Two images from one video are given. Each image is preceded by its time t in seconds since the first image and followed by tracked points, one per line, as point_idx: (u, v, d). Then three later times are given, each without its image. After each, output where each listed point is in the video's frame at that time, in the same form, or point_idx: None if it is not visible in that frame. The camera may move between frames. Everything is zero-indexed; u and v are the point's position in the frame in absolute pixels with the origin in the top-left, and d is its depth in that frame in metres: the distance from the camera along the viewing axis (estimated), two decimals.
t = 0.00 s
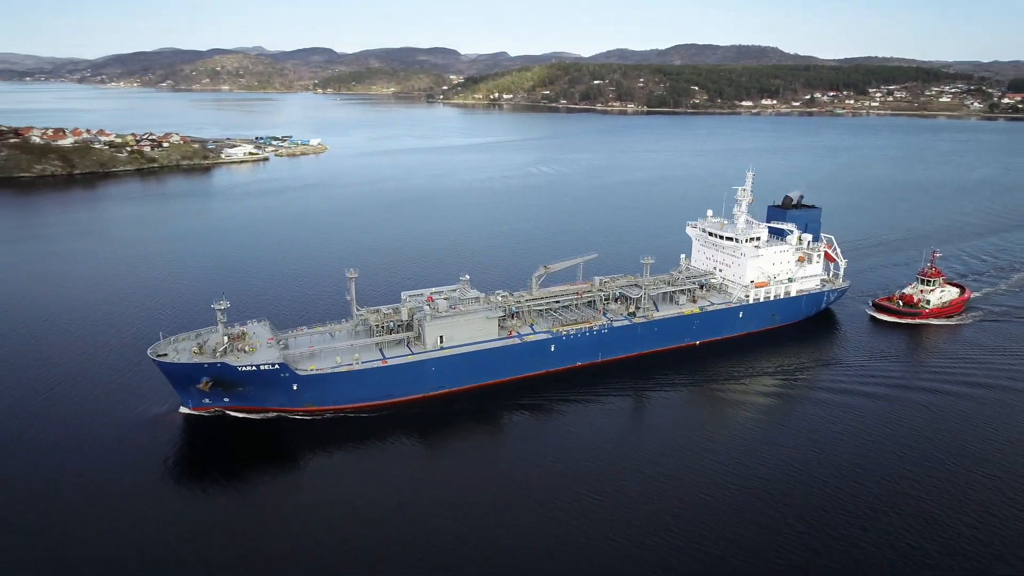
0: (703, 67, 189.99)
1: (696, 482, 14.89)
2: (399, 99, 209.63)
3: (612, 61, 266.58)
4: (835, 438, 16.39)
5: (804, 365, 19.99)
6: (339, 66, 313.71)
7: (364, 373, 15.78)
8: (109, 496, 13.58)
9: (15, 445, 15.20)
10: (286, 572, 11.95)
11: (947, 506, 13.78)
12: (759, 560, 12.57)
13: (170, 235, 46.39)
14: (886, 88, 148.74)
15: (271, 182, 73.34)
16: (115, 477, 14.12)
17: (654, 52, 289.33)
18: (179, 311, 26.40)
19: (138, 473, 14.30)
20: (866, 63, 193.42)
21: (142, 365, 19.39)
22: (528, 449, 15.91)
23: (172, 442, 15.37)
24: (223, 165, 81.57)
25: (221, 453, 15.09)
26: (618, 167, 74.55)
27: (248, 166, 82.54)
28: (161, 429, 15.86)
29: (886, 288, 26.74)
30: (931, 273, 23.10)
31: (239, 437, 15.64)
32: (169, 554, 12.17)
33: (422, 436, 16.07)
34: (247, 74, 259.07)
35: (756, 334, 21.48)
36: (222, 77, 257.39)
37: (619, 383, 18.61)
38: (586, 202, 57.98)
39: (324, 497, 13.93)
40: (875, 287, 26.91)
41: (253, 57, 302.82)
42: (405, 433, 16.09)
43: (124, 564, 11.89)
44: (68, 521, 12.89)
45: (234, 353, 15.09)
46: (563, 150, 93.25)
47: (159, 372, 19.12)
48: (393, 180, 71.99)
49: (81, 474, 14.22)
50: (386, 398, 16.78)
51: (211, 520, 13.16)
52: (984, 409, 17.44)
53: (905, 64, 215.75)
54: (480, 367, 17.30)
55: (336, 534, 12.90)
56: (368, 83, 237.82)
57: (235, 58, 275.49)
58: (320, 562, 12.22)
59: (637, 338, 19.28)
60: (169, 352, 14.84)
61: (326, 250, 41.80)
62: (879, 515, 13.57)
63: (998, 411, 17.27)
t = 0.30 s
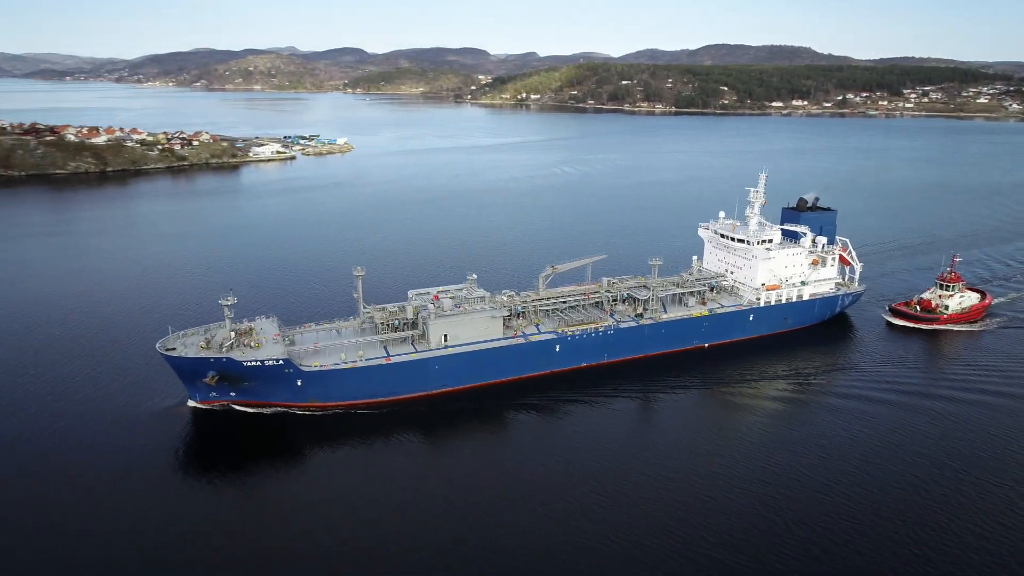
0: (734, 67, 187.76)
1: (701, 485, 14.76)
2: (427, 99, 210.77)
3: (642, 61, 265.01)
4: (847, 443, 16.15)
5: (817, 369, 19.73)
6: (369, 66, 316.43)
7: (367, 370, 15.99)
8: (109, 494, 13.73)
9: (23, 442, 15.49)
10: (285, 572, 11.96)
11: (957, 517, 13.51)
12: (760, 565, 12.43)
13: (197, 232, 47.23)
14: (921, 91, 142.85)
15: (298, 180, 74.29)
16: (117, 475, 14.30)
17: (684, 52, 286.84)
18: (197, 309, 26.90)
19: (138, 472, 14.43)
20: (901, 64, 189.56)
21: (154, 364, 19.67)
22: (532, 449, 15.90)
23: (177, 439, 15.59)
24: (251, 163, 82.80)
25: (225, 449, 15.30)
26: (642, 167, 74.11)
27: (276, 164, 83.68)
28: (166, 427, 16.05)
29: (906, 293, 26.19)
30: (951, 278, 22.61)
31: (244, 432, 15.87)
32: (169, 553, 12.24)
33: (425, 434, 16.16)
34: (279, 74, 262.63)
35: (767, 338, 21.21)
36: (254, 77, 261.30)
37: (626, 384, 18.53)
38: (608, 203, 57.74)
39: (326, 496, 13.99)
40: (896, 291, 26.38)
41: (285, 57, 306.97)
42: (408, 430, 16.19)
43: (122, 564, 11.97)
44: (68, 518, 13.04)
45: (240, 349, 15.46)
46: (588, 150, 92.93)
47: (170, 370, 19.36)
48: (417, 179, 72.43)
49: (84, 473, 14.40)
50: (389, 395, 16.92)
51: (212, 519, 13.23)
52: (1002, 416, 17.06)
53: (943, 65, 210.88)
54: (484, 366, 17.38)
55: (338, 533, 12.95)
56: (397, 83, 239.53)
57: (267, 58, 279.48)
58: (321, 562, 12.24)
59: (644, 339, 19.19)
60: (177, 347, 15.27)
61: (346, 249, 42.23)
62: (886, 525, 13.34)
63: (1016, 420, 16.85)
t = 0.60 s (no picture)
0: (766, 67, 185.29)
1: (708, 488, 14.65)
2: (456, 99, 211.74)
3: (672, 61, 263.04)
4: (858, 450, 15.92)
5: (831, 374, 19.42)
6: (399, 66, 318.82)
7: (371, 367, 16.20)
8: (115, 491, 13.86)
9: (35, 437, 15.73)
10: (285, 572, 11.97)
11: (969, 530, 13.25)
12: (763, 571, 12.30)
13: (224, 229, 48.04)
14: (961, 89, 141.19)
15: (324, 178, 75.18)
16: (125, 472, 14.44)
17: (716, 52, 284.00)
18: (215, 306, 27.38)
19: (145, 469, 14.56)
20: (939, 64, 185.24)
21: (167, 361, 19.93)
22: (538, 450, 15.89)
23: (185, 435, 15.76)
24: (280, 162, 83.97)
25: (231, 445, 15.48)
26: (667, 168, 73.52)
27: (304, 163, 84.74)
28: (175, 423, 16.22)
29: (929, 298, 25.64)
30: (972, 283, 22.09)
31: (251, 426, 16.12)
32: (172, 550, 12.31)
33: (429, 431, 16.25)
34: (311, 74, 265.86)
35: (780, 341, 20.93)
36: (287, 77, 264.99)
37: (635, 386, 18.42)
38: (631, 204, 57.43)
39: (330, 493, 14.07)
40: (918, 296, 25.84)
41: (318, 57, 310.84)
42: (413, 429, 16.26)
43: (124, 562, 12.03)
44: (74, 515, 13.16)
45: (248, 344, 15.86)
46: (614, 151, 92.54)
47: (182, 368, 19.59)
48: (442, 178, 72.78)
49: (93, 469, 14.55)
50: (395, 393, 17.07)
51: (216, 517, 13.28)
52: (1021, 426, 16.67)
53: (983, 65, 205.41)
54: (489, 366, 17.45)
55: (341, 531, 13.00)
56: (427, 83, 240.95)
57: (300, 58, 283.16)
58: (323, 561, 12.27)
59: (652, 341, 19.09)
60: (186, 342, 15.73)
61: (367, 247, 42.64)
62: (895, 535, 13.13)
63: None
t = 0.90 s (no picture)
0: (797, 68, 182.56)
1: (712, 491, 14.56)
2: (483, 99, 212.18)
3: (701, 61, 260.57)
4: (867, 456, 15.73)
5: (844, 379, 19.14)
6: (427, 65, 320.48)
7: (374, 364, 16.43)
8: (118, 487, 14.07)
9: (42, 433, 15.98)
10: (284, 567, 12.15)
11: (977, 544, 13.02)
12: None
13: (248, 227, 48.65)
14: (999, 91, 137.36)
15: (349, 177, 75.89)
16: (126, 471, 14.58)
17: (746, 52, 280.65)
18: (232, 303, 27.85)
19: (146, 468, 14.68)
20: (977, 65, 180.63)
21: (176, 359, 20.15)
22: (540, 449, 15.91)
23: (189, 433, 15.93)
24: (305, 161, 84.85)
25: (234, 442, 15.65)
26: (692, 169, 72.87)
27: (329, 162, 85.54)
28: (179, 422, 16.38)
29: (949, 303, 25.11)
30: (991, 288, 21.65)
31: (255, 420, 16.37)
32: (171, 551, 12.39)
33: (432, 428, 16.36)
34: (340, 74, 268.18)
35: (790, 344, 20.68)
36: (317, 77, 267.95)
37: (641, 387, 18.34)
38: (652, 205, 57.11)
39: (333, 491, 14.17)
40: (937, 300, 25.36)
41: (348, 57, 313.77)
42: (416, 427, 16.35)
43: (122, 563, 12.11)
44: (73, 515, 13.29)
45: (253, 339, 16.30)
46: (638, 151, 92.00)
47: (192, 365, 19.85)
48: (464, 178, 73.04)
49: (95, 468, 14.71)
50: (398, 390, 17.24)
51: (216, 518, 13.33)
52: None
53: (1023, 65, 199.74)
54: (492, 364, 17.56)
55: (343, 530, 13.06)
56: (454, 83, 241.80)
57: (330, 58, 286.13)
58: (324, 561, 12.32)
59: (657, 342, 19.04)
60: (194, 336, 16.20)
61: (386, 246, 42.90)
62: (901, 545, 12.96)
63: None
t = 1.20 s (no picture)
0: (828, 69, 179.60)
1: (713, 495, 14.47)
2: (510, 99, 212.13)
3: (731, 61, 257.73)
4: (875, 463, 15.51)
5: (854, 383, 18.87)
6: (455, 65, 321.52)
7: (376, 361, 16.73)
8: (124, 476, 14.42)
9: (51, 427, 16.23)
10: (281, 558, 12.32)
11: (982, 556, 12.79)
12: None
13: (270, 225, 49.25)
14: None
15: (372, 176, 76.50)
16: (128, 466, 14.69)
17: (777, 52, 276.78)
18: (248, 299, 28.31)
19: (149, 464, 14.78)
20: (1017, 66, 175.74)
21: (187, 355, 20.41)
22: (542, 448, 15.94)
23: (192, 428, 16.10)
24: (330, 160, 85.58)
25: (238, 437, 15.86)
26: (716, 170, 72.17)
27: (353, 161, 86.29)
28: (184, 419, 16.51)
29: (968, 308, 24.60)
30: (1008, 293, 21.23)
31: (260, 414, 16.67)
32: (169, 548, 12.41)
33: (434, 425, 16.51)
34: (369, 74, 270.05)
35: (798, 347, 20.48)
36: (345, 76, 270.33)
37: (647, 389, 18.28)
38: (673, 206, 56.74)
39: (334, 487, 14.31)
40: (955, 305, 24.92)
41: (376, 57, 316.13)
42: (418, 425, 16.47)
43: (120, 560, 12.15)
44: (73, 511, 13.37)
45: (260, 334, 16.81)
46: (662, 151, 91.36)
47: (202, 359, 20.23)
48: (486, 177, 73.22)
49: (99, 463, 14.84)
50: (401, 387, 17.47)
51: (214, 516, 13.35)
52: None
53: None
54: (494, 363, 17.72)
55: (343, 529, 13.09)
56: (481, 83, 242.10)
57: (359, 58, 288.57)
58: (324, 560, 12.32)
59: (660, 344, 19.05)
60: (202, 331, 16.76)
61: (405, 244, 43.18)
62: (905, 555, 12.76)
63: None
